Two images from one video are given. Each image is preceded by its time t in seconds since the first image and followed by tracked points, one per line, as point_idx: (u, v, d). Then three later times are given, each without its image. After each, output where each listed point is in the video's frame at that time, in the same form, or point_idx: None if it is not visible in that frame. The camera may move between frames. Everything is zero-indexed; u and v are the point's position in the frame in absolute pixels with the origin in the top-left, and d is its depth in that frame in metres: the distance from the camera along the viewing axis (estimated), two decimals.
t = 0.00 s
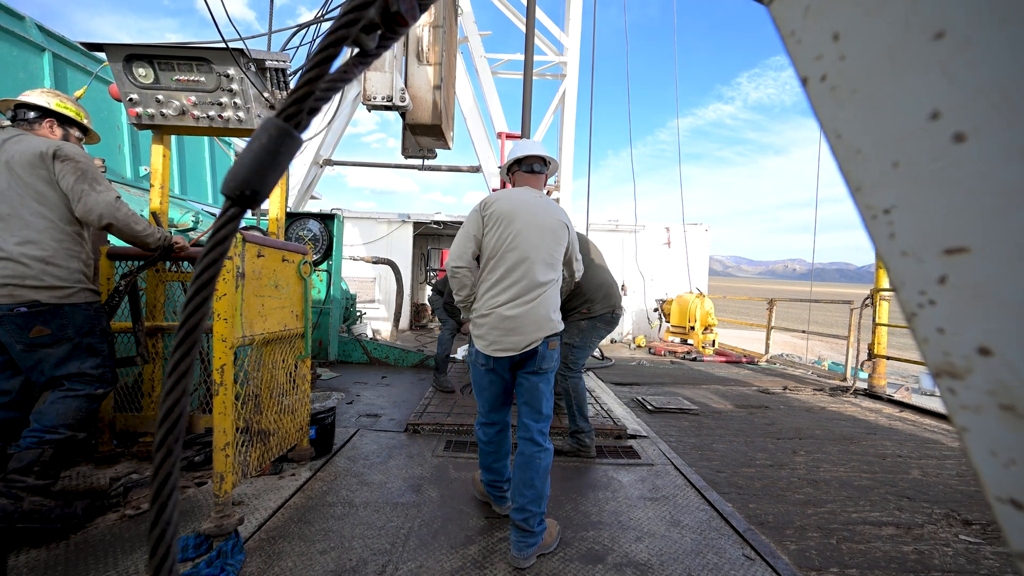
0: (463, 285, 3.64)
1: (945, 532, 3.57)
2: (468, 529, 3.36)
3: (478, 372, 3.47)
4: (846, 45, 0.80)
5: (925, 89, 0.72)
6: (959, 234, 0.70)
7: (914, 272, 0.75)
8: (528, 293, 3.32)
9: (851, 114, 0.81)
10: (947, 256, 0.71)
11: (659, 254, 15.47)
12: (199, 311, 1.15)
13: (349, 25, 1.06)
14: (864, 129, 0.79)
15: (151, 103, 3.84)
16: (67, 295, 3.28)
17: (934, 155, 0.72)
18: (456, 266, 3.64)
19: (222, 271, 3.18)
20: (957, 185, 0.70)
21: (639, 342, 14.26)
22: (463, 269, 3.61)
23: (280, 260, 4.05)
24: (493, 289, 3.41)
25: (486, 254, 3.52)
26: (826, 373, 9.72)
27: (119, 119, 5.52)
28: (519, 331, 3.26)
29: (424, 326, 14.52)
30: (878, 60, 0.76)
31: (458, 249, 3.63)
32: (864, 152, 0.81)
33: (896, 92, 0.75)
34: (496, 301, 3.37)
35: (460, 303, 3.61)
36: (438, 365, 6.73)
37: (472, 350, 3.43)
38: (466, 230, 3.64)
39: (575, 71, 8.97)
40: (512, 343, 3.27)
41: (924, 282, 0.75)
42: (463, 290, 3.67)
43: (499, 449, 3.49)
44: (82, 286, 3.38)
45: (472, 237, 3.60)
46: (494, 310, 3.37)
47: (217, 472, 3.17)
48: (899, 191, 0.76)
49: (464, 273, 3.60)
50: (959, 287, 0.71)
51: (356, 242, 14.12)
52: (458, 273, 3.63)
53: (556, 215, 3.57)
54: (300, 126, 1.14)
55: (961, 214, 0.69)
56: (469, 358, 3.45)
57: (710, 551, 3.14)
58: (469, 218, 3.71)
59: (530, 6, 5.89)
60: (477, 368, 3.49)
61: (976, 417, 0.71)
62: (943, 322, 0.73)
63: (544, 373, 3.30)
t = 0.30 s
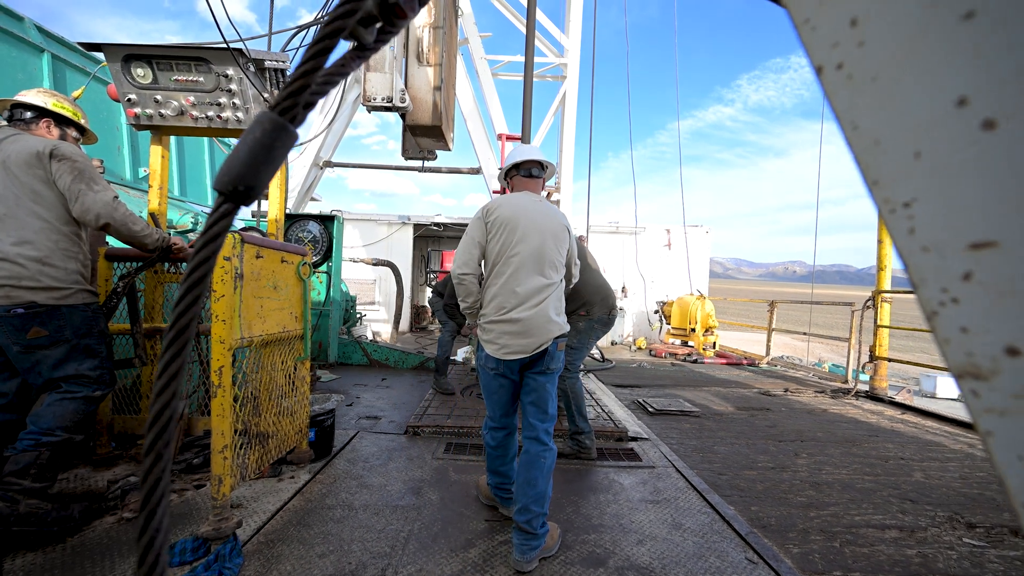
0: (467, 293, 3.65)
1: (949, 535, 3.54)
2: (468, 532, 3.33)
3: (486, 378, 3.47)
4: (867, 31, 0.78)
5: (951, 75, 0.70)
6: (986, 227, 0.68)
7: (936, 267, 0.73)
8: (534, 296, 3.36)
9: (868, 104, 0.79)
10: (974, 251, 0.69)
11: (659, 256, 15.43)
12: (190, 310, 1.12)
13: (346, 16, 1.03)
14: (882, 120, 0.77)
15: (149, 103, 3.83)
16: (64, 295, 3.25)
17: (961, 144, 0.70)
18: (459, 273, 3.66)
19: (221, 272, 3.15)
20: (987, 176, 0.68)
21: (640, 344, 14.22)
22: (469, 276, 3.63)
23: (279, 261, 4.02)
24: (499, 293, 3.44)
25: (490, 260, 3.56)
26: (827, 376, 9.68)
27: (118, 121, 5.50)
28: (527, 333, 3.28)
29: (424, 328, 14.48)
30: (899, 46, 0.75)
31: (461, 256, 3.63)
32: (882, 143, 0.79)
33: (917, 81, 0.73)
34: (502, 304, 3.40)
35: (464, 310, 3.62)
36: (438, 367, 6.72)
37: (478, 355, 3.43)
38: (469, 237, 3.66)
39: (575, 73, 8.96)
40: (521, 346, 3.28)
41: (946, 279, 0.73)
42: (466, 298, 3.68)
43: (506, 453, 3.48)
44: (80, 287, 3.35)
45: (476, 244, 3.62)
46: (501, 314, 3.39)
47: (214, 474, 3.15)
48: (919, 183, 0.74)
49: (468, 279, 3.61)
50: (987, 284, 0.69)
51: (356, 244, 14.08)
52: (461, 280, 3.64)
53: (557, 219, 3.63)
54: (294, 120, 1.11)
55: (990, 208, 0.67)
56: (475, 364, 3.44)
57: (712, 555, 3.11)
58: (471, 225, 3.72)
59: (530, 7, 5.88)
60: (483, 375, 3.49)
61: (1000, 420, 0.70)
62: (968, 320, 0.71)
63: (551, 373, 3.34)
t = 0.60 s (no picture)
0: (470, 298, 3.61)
1: (951, 535, 3.52)
2: (469, 533, 3.30)
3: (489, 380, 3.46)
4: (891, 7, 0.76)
5: (978, 52, 0.68)
6: (1018, 214, 0.66)
7: (967, 258, 0.71)
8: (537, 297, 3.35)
9: (891, 87, 0.77)
10: (1007, 239, 0.67)
11: (660, 256, 15.41)
12: (178, 306, 1.10)
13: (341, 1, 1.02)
14: (906, 103, 0.76)
15: (146, 100, 3.83)
16: (60, 294, 3.23)
17: (991, 124, 0.68)
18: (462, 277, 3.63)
19: (218, 271, 3.13)
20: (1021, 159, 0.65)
21: (641, 344, 14.19)
22: (474, 280, 3.59)
23: (277, 261, 4.00)
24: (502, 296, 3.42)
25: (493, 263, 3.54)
26: (828, 376, 9.66)
27: (116, 120, 5.48)
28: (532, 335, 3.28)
29: (424, 329, 14.46)
30: (925, 23, 0.73)
31: (464, 261, 3.60)
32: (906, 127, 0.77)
33: (943, 63, 0.71)
34: (506, 307, 3.39)
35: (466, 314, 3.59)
36: (438, 366, 6.74)
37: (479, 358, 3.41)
38: (472, 241, 3.63)
39: (576, 72, 8.93)
40: (526, 347, 3.27)
41: (975, 271, 0.71)
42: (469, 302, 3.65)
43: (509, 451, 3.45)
44: (76, 286, 3.33)
45: (478, 248, 3.60)
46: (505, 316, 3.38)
47: (213, 475, 3.12)
48: (945, 169, 0.72)
49: (471, 284, 3.58)
50: (1019, 274, 0.67)
51: (356, 245, 14.05)
52: (464, 285, 3.61)
53: (557, 219, 3.63)
54: (288, 110, 1.10)
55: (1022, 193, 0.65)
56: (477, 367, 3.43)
57: (714, 556, 3.08)
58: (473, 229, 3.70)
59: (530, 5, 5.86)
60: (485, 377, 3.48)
61: None
62: (998, 314, 0.69)
63: (556, 372, 3.33)
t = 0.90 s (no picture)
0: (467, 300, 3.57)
1: (954, 535, 3.50)
2: (469, 533, 3.28)
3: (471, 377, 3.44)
4: None
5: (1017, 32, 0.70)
6: None
7: (1002, 246, 0.74)
8: (537, 297, 3.37)
9: (924, 63, 0.79)
10: None
11: (660, 256, 15.37)
12: (165, 301, 1.08)
13: None
14: (937, 85, 0.79)
15: (142, 97, 3.79)
16: (55, 293, 3.20)
17: None
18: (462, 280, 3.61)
19: (216, 270, 3.12)
20: None
21: (641, 344, 14.16)
22: (475, 282, 3.56)
23: (275, 259, 3.97)
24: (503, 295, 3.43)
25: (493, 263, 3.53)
26: (829, 375, 9.63)
27: (113, 118, 5.46)
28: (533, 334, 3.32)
29: (424, 329, 14.44)
30: (960, 2, 0.76)
31: (463, 264, 3.58)
32: (936, 109, 0.79)
33: (978, 44, 0.74)
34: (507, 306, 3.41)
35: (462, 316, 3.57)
36: (438, 366, 6.73)
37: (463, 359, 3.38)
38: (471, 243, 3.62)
39: (577, 70, 8.91)
40: (527, 347, 3.31)
41: (1011, 260, 0.73)
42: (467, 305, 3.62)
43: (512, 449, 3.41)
44: (71, 284, 3.30)
45: (478, 250, 3.58)
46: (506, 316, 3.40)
47: (211, 475, 3.11)
48: (981, 155, 0.75)
49: (471, 286, 3.56)
50: None
51: (356, 244, 14.03)
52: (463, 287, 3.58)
53: (557, 217, 3.61)
54: (279, 96, 1.08)
55: None
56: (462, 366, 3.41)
57: (716, 556, 3.06)
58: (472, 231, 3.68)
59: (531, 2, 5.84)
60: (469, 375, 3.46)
61: None
62: None
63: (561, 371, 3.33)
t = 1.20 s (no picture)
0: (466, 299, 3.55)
1: (958, 535, 3.46)
2: (469, 532, 3.24)
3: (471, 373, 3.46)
4: None
5: None
6: None
7: None
8: (538, 294, 3.38)
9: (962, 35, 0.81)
10: None
11: (661, 254, 15.33)
12: (151, 295, 1.05)
13: None
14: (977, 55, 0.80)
15: (139, 92, 3.76)
16: (50, 290, 3.17)
17: None
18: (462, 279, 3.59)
19: (212, 266, 3.09)
20: None
21: (642, 342, 14.14)
22: (473, 280, 3.53)
23: (274, 256, 3.94)
24: (503, 292, 3.43)
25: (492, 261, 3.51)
26: (830, 373, 9.60)
27: (111, 115, 5.42)
28: (533, 331, 3.33)
29: (424, 327, 14.40)
30: None
31: (462, 264, 3.54)
32: (976, 84, 0.80)
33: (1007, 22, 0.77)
34: (508, 302, 3.42)
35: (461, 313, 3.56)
36: (438, 364, 6.71)
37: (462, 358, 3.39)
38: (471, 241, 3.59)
39: (578, 67, 8.86)
40: (529, 343, 3.33)
41: None
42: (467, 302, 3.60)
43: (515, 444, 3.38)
44: (67, 281, 3.26)
45: (478, 249, 3.56)
46: (506, 312, 3.41)
47: (208, 474, 3.08)
48: None
49: (470, 285, 3.53)
50: None
51: (356, 242, 13.99)
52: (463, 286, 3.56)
53: (558, 212, 3.59)
54: (270, 80, 1.06)
55: None
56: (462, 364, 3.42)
57: (719, 556, 3.03)
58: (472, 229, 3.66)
59: None
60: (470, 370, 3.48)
61: None
62: None
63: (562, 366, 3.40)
